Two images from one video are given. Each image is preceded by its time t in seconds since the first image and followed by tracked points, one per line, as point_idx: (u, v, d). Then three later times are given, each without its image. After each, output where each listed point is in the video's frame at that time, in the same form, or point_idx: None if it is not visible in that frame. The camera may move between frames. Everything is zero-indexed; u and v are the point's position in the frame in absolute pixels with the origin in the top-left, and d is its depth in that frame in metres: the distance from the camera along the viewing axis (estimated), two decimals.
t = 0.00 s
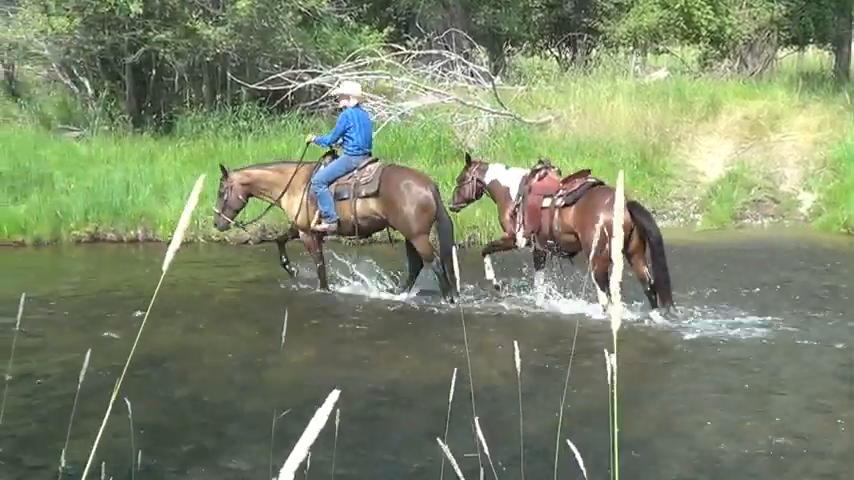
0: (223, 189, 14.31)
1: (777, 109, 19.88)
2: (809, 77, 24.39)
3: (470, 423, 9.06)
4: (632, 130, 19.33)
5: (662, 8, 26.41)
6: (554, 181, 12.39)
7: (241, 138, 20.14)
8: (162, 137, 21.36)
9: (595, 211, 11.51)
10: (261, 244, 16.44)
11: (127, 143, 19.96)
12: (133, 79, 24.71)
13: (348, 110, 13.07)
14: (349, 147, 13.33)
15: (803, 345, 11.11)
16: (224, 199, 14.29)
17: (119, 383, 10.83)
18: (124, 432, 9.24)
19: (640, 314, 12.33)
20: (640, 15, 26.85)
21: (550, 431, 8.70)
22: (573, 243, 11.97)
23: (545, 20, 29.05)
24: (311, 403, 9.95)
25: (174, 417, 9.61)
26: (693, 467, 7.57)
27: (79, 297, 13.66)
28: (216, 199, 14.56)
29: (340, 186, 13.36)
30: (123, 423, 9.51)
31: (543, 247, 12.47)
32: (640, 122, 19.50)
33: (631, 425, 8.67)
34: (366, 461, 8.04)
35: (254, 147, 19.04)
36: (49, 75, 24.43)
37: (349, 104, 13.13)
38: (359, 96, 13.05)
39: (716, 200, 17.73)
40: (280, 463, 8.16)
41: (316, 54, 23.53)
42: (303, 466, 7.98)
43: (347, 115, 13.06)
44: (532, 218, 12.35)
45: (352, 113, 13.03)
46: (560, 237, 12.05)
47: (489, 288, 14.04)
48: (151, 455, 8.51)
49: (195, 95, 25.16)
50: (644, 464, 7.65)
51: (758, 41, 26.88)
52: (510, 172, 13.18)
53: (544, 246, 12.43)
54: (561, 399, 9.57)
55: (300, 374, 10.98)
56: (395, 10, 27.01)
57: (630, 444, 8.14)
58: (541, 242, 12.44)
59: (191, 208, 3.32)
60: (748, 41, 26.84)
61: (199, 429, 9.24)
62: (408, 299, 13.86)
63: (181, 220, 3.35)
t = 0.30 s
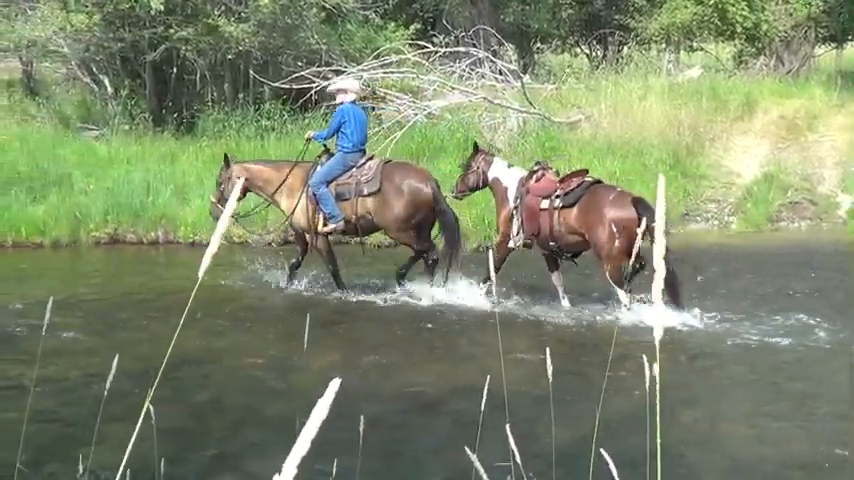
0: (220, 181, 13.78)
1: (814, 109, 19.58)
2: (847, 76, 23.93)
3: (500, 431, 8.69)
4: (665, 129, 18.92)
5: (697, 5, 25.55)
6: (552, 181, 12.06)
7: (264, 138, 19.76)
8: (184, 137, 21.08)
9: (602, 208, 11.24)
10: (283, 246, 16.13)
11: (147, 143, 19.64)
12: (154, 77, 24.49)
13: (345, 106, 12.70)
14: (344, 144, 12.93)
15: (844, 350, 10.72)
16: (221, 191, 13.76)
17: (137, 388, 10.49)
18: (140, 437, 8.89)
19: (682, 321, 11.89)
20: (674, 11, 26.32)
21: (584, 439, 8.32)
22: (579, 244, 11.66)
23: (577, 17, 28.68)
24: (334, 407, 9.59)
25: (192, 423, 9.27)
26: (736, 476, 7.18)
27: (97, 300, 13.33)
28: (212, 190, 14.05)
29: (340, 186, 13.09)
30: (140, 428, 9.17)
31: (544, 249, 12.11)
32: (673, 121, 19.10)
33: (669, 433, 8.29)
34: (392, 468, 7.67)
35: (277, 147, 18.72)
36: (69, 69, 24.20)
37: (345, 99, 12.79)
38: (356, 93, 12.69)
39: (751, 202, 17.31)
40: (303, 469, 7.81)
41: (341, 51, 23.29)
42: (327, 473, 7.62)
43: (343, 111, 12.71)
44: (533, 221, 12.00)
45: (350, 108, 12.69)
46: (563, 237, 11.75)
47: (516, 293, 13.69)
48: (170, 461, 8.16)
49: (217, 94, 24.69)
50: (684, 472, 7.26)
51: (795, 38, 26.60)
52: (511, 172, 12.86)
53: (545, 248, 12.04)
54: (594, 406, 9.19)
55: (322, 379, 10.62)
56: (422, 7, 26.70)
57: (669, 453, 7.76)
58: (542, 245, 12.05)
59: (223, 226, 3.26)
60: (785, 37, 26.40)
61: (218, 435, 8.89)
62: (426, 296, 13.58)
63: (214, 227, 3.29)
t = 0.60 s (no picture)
0: (216, 184, 13.62)
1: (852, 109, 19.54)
2: None
3: (528, 443, 8.30)
4: (698, 133, 18.53)
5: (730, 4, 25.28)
6: (550, 181, 11.81)
7: (286, 141, 19.41)
8: (203, 138, 20.83)
9: (603, 213, 11.02)
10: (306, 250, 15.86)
11: (167, 145, 19.30)
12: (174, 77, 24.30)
13: (341, 107, 12.51)
14: (344, 145, 12.66)
15: None
16: (217, 194, 13.59)
17: (151, 393, 10.13)
18: (152, 446, 8.53)
19: (715, 332, 11.48)
20: (706, 10, 25.94)
21: (614, 450, 7.93)
22: (577, 246, 11.48)
23: (606, 15, 28.37)
24: (356, 416, 9.21)
25: (205, 430, 8.89)
26: None
27: (112, 305, 12.99)
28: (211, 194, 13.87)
29: (338, 188, 12.68)
30: (154, 436, 8.80)
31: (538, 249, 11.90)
32: (707, 124, 18.73)
33: (704, 442, 7.90)
34: None
35: (298, 149, 18.40)
36: (88, 68, 24.25)
37: (342, 101, 12.59)
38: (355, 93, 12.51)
39: (786, 206, 16.92)
40: None
41: (365, 50, 23.30)
42: None
43: (340, 112, 12.49)
44: (530, 223, 11.72)
45: (346, 110, 12.48)
46: (559, 240, 11.53)
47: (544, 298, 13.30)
48: (189, 472, 7.78)
49: (238, 94, 24.29)
50: None
51: (832, 38, 26.26)
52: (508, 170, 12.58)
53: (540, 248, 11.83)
54: (627, 415, 8.79)
55: (344, 385, 10.24)
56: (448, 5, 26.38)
57: (705, 464, 7.36)
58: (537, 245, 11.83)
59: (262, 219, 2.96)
60: (820, 37, 26.00)
61: (233, 443, 8.51)
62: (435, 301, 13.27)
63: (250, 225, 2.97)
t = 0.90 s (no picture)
0: (210, 183, 13.26)
1: None
2: None
3: (560, 454, 7.92)
4: (734, 132, 18.14)
5: None
6: (550, 176, 11.74)
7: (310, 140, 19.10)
8: (225, 137, 20.54)
9: (605, 204, 11.01)
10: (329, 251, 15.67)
11: (187, 144, 19.00)
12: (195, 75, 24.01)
13: (335, 106, 12.08)
14: (336, 144, 12.27)
15: None
16: (210, 193, 13.22)
17: (165, 394, 9.76)
18: (167, 450, 8.16)
19: (750, 337, 11.12)
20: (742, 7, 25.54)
21: (650, 460, 7.54)
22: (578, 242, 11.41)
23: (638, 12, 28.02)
24: (381, 422, 8.84)
25: (224, 433, 8.56)
26: None
27: (129, 306, 12.64)
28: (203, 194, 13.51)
29: (330, 189, 12.30)
30: (169, 439, 8.43)
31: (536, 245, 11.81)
32: (742, 123, 18.35)
33: (745, 453, 7.51)
34: None
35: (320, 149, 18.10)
36: (108, 66, 24.01)
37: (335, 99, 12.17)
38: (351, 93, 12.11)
39: (824, 209, 16.53)
40: None
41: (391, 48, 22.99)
42: None
43: (333, 112, 12.08)
44: (529, 217, 11.64)
45: (338, 108, 12.07)
46: (561, 236, 11.44)
47: (570, 299, 12.94)
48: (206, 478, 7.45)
49: (261, 92, 24.08)
50: None
51: None
52: (506, 169, 12.43)
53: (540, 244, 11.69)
54: (662, 423, 8.40)
55: (367, 388, 9.87)
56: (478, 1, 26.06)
57: (748, 475, 6.97)
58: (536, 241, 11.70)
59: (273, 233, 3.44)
60: None
61: (251, 449, 8.14)
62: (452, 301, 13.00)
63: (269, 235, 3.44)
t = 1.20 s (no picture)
0: (210, 182, 12.92)
1: None
2: None
3: (604, 461, 7.51)
4: (776, 133, 17.76)
5: None
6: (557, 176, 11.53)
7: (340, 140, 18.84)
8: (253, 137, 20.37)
9: (607, 198, 10.87)
10: (360, 255, 15.43)
11: (215, 145, 18.73)
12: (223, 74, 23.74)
13: (337, 107, 11.64)
14: (332, 147, 11.89)
15: None
16: (208, 192, 12.89)
17: (190, 393, 9.47)
18: (192, 458, 7.79)
19: (793, 343, 10.74)
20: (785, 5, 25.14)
21: (692, 466, 7.20)
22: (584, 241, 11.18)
23: (677, 11, 27.66)
24: (415, 430, 8.45)
25: (248, 438, 8.25)
26: None
27: (153, 309, 12.28)
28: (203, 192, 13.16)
29: (323, 193, 11.96)
30: (194, 446, 8.06)
31: (545, 247, 11.54)
32: (785, 125, 17.96)
33: (802, 463, 7.10)
34: None
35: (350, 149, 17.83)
36: (135, 65, 23.83)
37: (335, 101, 11.71)
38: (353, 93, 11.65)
39: None
40: None
41: (424, 47, 22.71)
42: None
43: (335, 112, 11.62)
44: (533, 214, 11.45)
45: (335, 111, 11.62)
46: (567, 233, 11.22)
47: (605, 301, 12.57)
48: None
49: (290, 92, 23.99)
50: None
51: None
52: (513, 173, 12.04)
53: (549, 245, 11.48)
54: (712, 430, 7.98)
55: (399, 394, 9.48)
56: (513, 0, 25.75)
57: None
58: (545, 243, 11.49)
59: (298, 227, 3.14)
60: None
61: (280, 457, 7.76)
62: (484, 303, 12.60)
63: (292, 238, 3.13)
